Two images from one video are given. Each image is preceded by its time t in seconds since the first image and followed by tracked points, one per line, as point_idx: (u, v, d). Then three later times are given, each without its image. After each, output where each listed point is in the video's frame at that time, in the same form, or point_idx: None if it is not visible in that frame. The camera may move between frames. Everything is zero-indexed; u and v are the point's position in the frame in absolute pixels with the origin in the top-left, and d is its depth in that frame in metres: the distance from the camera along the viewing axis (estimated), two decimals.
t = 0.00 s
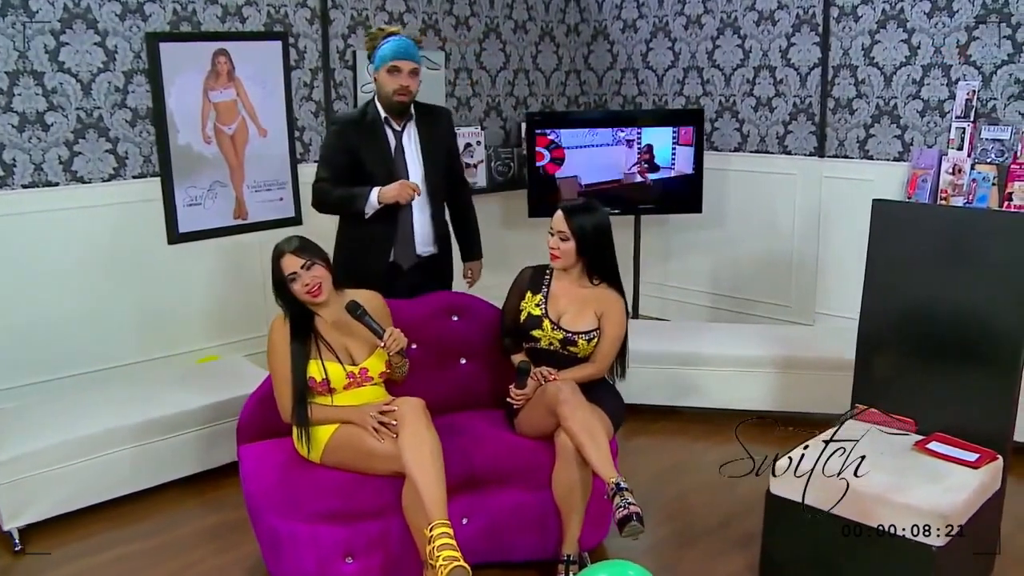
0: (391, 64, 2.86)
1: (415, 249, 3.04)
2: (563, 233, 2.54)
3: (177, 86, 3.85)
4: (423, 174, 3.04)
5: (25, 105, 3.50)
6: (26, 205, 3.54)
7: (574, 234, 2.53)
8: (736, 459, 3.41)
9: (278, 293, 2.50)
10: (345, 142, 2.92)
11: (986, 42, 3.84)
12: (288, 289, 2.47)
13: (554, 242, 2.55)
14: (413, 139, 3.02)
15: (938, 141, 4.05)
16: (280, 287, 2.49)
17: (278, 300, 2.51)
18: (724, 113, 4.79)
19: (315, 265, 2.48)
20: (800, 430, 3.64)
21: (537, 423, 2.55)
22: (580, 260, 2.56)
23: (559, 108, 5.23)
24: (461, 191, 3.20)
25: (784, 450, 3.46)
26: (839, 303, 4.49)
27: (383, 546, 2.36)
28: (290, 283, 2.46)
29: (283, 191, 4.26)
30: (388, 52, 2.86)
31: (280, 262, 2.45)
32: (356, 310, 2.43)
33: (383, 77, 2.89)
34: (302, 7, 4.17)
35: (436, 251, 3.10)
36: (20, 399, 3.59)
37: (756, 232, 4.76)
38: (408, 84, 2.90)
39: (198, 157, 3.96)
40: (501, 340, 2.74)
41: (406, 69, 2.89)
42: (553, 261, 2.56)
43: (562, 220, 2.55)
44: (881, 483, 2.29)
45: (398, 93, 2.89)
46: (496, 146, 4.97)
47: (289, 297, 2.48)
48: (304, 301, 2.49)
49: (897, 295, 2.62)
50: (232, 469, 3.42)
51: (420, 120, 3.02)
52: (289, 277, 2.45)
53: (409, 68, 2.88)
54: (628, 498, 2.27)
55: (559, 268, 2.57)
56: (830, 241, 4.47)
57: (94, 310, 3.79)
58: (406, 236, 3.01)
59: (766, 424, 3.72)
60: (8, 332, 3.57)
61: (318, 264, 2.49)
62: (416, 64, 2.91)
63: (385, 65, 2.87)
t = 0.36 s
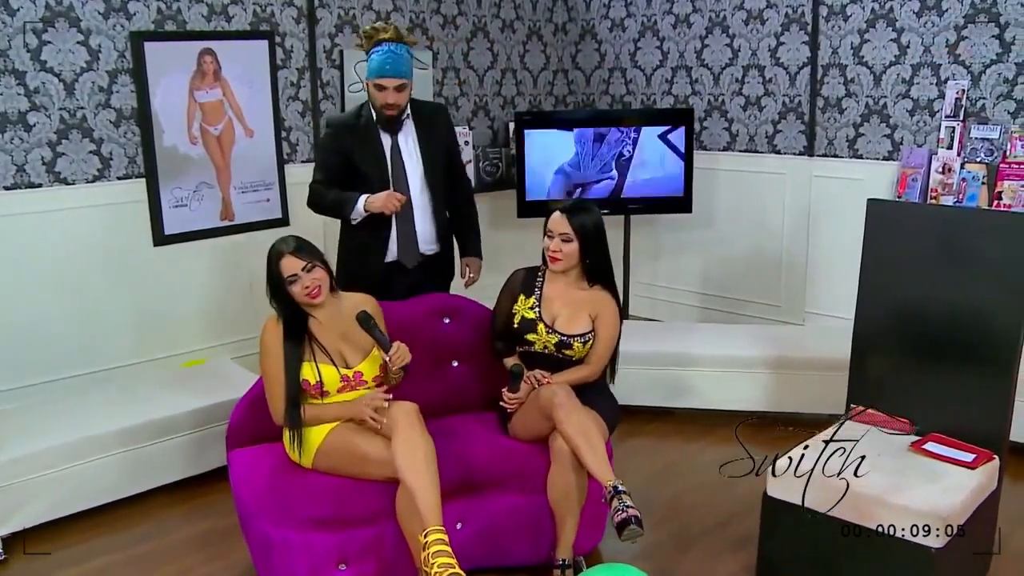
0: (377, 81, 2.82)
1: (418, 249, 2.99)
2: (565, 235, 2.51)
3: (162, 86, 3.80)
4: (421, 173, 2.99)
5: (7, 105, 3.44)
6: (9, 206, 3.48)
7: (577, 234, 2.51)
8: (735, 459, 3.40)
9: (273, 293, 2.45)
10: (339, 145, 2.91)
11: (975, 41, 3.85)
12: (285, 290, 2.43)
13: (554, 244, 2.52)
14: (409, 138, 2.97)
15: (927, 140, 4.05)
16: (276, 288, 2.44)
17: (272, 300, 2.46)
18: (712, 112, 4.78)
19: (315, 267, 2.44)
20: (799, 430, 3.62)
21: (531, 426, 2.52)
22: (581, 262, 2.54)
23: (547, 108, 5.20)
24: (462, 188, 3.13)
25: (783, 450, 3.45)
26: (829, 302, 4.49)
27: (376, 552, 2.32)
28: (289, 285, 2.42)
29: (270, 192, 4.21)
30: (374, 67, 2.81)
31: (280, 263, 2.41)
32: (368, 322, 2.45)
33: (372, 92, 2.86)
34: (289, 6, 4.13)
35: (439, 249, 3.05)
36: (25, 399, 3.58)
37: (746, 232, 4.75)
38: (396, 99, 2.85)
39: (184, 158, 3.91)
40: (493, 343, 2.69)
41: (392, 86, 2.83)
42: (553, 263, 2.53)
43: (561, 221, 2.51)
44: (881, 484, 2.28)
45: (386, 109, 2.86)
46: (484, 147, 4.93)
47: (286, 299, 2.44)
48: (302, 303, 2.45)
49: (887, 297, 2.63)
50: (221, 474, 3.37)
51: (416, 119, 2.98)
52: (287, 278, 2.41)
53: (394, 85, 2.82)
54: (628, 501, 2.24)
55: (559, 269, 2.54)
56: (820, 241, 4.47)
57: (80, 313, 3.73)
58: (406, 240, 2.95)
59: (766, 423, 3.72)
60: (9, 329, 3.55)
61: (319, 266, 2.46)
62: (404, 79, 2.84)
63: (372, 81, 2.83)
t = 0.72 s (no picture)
0: (396, 89, 2.78)
1: (421, 252, 2.95)
2: (558, 237, 2.47)
3: (144, 85, 3.74)
4: (426, 178, 2.95)
5: None
6: None
7: (569, 236, 2.46)
8: (735, 459, 3.39)
9: (269, 296, 2.42)
10: (342, 143, 2.90)
11: (960, 40, 3.86)
12: (283, 295, 2.40)
13: (547, 246, 2.48)
14: (417, 145, 2.93)
15: (914, 139, 4.06)
16: (272, 291, 2.41)
17: (267, 303, 2.43)
18: (698, 111, 4.77)
19: (315, 273, 2.43)
20: (800, 431, 3.61)
21: (523, 428, 2.50)
22: (573, 264, 2.50)
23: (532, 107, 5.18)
24: (473, 195, 3.06)
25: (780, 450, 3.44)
26: (816, 301, 4.50)
27: (368, 558, 2.29)
28: (289, 290, 2.39)
29: (253, 192, 4.16)
30: (394, 75, 2.76)
31: (279, 269, 2.38)
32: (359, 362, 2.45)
33: (389, 98, 2.82)
34: (272, 5, 4.08)
35: (444, 251, 3.01)
36: (28, 398, 3.57)
37: (733, 231, 4.74)
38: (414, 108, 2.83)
39: (166, 158, 3.85)
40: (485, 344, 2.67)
41: (411, 95, 2.80)
42: (546, 266, 2.49)
43: (553, 224, 2.47)
44: (879, 484, 2.27)
45: (402, 116, 2.83)
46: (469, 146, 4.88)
47: (282, 302, 2.41)
48: (299, 307, 2.43)
49: (876, 297, 2.63)
50: (208, 479, 3.33)
51: (426, 126, 2.94)
52: (286, 283, 2.39)
53: (414, 94, 2.79)
54: (620, 505, 2.22)
55: (552, 272, 2.50)
56: (806, 239, 4.47)
57: (63, 316, 3.67)
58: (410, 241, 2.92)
59: (766, 424, 3.71)
60: (5, 330, 3.53)
61: (317, 272, 2.45)
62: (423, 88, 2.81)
63: (391, 89, 2.78)
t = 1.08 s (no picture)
0: (399, 93, 2.76)
1: (416, 255, 2.93)
2: (548, 236, 2.44)
3: (124, 83, 3.68)
4: (423, 181, 2.93)
5: None
6: None
7: (560, 235, 2.44)
8: (736, 459, 3.38)
9: (253, 299, 2.37)
10: (338, 140, 2.84)
11: (944, 39, 3.87)
12: (268, 297, 2.36)
13: (538, 245, 2.45)
14: (414, 147, 2.91)
15: (899, 137, 4.07)
16: (257, 293, 2.36)
17: (251, 306, 2.38)
18: (683, 109, 4.77)
19: (299, 273, 2.38)
20: (800, 429, 3.60)
21: (514, 429, 2.47)
22: (564, 262, 2.48)
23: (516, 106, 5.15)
24: (462, 198, 3.05)
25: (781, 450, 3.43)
26: (801, 299, 4.50)
27: (358, 563, 2.26)
28: (273, 292, 2.35)
29: (236, 193, 4.10)
30: (397, 78, 2.74)
31: (263, 271, 2.33)
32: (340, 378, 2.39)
33: (388, 100, 2.80)
34: (254, 2, 4.03)
35: (438, 253, 3.00)
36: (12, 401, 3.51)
37: (718, 230, 4.74)
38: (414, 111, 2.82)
39: (146, 158, 3.79)
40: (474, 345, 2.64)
41: (412, 98, 2.79)
42: (537, 264, 2.47)
43: (544, 222, 2.44)
44: (877, 483, 2.27)
45: (402, 119, 2.82)
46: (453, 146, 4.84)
47: (267, 305, 2.37)
48: (284, 308, 2.38)
49: (869, 296, 2.62)
50: (192, 483, 3.28)
51: (423, 127, 2.93)
52: (271, 285, 2.34)
53: (415, 98, 2.78)
54: (614, 507, 2.20)
55: (543, 271, 2.48)
56: (791, 238, 4.47)
57: (42, 319, 3.61)
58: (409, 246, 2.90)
59: (764, 424, 3.70)
60: None
61: (302, 272, 2.40)
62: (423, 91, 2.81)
63: (393, 92, 2.76)
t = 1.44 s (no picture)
0: (384, 95, 2.73)
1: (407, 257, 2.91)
2: (541, 236, 2.42)
3: (107, 82, 3.63)
4: (412, 182, 2.91)
5: None
6: None
7: (553, 235, 2.42)
8: (736, 459, 3.37)
9: (241, 301, 2.33)
10: (328, 140, 2.80)
11: (931, 37, 3.87)
12: (256, 298, 2.32)
13: (531, 245, 2.43)
14: (404, 147, 2.89)
15: (886, 135, 4.07)
16: (246, 295, 2.32)
17: (240, 307, 2.34)
18: (670, 108, 4.75)
19: (289, 273, 2.35)
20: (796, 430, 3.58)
21: (507, 430, 2.44)
22: (558, 262, 2.46)
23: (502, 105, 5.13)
24: (453, 199, 3.02)
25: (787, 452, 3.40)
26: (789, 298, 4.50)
27: (351, 567, 2.23)
28: (263, 293, 2.31)
29: (221, 193, 4.05)
30: (383, 80, 2.70)
31: (253, 272, 2.29)
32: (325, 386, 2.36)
33: (376, 102, 2.76)
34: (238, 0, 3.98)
35: (429, 254, 2.97)
36: None
37: (704, 229, 4.73)
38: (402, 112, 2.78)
39: (130, 158, 3.74)
40: (466, 345, 2.62)
41: (399, 99, 2.75)
42: (531, 264, 2.45)
43: (537, 222, 2.42)
44: (875, 484, 2.27)
45: (391, 120, 2.78)
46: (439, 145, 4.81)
47: (256, 306, 2.33)
48: (273, 309, 2.35)
49: (869, 294, 2.67)
50: (179, 487, 3.23)
51: (412, 126, 2.90)
52: (260, 286, 2.30)
53: (402, 99, 2.75)
54: (609, 509, 2.17)
55: (536, 271, 2.46)
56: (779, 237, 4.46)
57: (24, 322, 3.55)
58: (396, 245, 2.87)
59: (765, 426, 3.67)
60: None
61: (291, 272, 2.37)
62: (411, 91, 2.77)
63: (380, 94, 2.73)
